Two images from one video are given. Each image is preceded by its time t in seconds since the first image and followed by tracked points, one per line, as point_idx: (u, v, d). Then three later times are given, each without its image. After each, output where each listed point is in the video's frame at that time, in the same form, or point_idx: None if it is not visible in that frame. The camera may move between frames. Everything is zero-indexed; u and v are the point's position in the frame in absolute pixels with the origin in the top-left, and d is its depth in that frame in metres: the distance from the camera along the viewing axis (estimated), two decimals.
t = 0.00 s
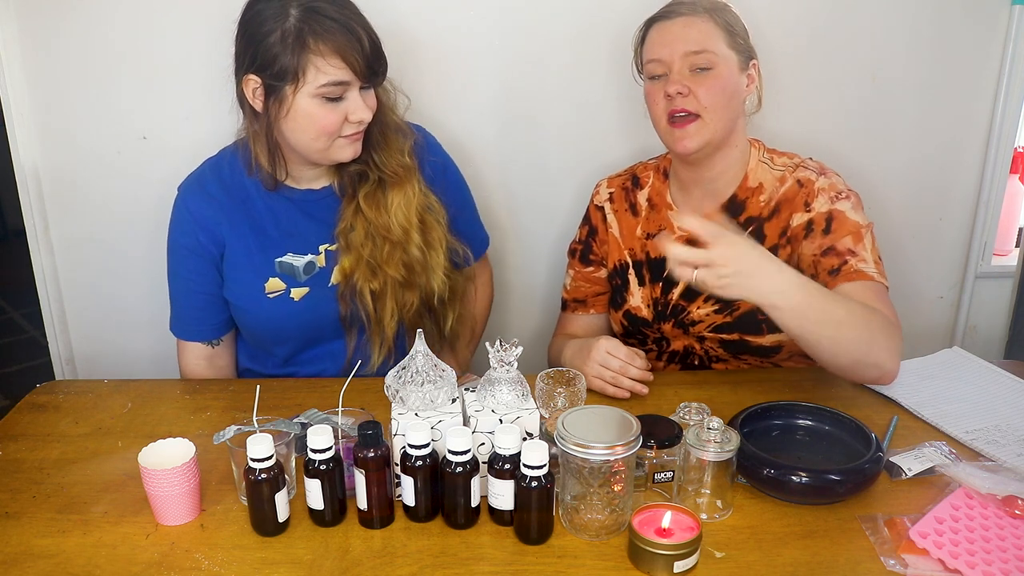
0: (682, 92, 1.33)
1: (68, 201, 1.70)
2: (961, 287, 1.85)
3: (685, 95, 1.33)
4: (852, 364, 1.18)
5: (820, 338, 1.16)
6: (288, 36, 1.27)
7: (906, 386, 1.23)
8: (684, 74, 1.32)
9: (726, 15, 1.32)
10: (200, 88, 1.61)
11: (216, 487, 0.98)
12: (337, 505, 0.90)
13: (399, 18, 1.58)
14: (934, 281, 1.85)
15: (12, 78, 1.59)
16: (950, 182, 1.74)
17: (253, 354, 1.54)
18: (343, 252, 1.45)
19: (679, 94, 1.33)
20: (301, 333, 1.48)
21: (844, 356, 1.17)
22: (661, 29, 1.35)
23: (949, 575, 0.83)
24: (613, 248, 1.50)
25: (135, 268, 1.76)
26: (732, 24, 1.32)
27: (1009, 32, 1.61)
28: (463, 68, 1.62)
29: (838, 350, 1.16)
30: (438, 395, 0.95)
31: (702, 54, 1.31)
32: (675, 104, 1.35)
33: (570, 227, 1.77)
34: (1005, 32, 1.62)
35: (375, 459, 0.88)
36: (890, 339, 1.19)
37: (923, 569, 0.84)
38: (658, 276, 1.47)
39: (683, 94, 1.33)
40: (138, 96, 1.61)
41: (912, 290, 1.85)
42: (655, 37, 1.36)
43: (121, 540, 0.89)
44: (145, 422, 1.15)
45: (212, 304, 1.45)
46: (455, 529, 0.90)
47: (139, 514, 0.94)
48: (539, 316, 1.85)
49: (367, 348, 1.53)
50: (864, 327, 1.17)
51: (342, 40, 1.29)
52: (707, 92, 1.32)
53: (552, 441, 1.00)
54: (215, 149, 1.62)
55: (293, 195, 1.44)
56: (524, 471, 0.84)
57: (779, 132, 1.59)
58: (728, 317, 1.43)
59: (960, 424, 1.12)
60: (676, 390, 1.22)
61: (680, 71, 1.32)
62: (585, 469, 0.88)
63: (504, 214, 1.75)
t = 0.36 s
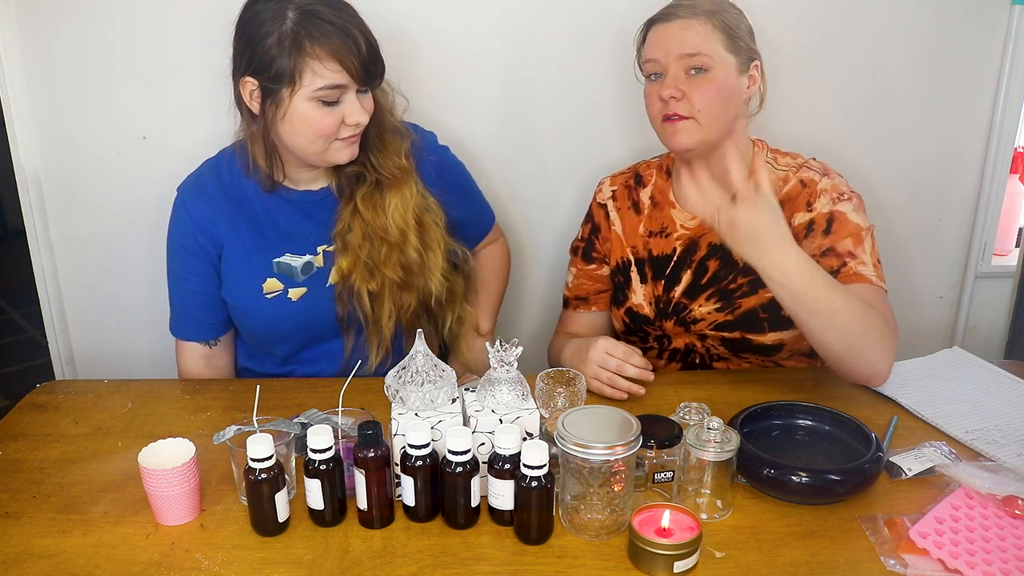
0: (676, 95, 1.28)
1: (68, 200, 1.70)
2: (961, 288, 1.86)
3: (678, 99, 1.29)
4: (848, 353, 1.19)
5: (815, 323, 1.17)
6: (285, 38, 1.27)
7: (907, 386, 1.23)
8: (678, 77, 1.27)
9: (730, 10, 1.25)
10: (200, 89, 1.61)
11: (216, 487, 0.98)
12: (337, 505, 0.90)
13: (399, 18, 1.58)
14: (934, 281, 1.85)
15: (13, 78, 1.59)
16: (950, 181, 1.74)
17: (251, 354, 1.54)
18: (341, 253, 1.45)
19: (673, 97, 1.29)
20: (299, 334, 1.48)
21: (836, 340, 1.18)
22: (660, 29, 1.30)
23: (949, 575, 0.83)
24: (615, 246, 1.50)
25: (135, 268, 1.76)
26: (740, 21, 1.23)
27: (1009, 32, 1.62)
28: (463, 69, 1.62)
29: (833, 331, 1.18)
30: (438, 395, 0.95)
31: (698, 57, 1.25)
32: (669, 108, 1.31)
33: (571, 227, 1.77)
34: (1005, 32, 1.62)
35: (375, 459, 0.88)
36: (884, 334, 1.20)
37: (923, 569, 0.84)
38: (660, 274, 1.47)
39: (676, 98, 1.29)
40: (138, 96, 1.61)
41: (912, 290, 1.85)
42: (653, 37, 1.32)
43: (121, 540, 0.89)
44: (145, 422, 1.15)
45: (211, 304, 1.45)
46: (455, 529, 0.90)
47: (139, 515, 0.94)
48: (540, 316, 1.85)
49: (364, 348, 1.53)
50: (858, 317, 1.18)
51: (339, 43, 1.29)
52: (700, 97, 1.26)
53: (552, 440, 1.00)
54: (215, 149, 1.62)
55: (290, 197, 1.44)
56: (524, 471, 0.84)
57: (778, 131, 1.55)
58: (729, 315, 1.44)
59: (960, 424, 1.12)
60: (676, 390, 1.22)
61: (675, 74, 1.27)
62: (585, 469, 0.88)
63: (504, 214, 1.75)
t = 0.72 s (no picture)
0: (685, 90, 1.35)
1: (67, 200, 1.70)
2: (961, 287, 1.84)
3: (688, 94, 1.35)
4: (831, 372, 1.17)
5: (797, 341, 1.15)
6: (281, 38, 1.28)
7: (907, 386, 1.23)
8: (689, 72, 1.35)
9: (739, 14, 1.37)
10: (199, 89, 1.61)
11: (215, 487, 0.98)
12: (337, 505, 0.90)
13: (399, 18, 1.58)
14: (934, 280, 1.84)
15: (13, 78, 1.59)
16: (950, 181, 1.74)
17: (252, 355, 1.54)
18: (338, 252, 1.45)
19: (683, 93, 1.35)
20: (299, 334, 1.48)
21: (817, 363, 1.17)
22: (671, 27, 1.38)
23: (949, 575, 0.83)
24: (615, 249, 1.49)
25: (134, 268, 1.76)
26: (748, 29, 1.37)
27: (1009, 32, 1.61)
28: (463, 68, 1.62)
29: (819, 351, 1.15)
30: (438, 395, 0.95)
31: (708, 53, 1.35)
32: (679, 102, 1.37)
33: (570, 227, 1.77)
34: (1005, 32, 1.62)
35: (375, 459, 0.88)
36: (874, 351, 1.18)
37: (923, 569, 0.84)
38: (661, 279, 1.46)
39: (687, 93, 1.35)
40: (138, 96, 1.61)
41: (912, 290, 1.84)
42: (664, 35, 1.40)
43: (121, 540, 0.89)
44: (145, 422, 1.15)
45: (210, 307, 1.45)
46: (455, 529, 0.90)
47: (139, 515, 0.94)
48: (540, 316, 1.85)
49: (364, 346, 1.52)
50: (844, 330, 1.16)
51: (334, 41, 1.29)
52: (710, 94, 1.34)
53: (552, 441, 1.00)
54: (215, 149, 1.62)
55: (288, 196, 1.44)
56: (524, 471, 0.84)
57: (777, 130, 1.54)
58: (729, 321, 1.44)
59: (960, 424, 1.12)
60: (676, 390, 1.22)
61: (686, 69, 1.35)
62: (585, 469, 0.88)
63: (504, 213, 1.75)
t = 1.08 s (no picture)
0: (701, 102, 1.32)
1: (68, 199, 1.69)
2: (961, 287, 1.84)
3: (704, 107, 1.32)
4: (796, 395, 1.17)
5: (734, 383, 1.17)
6: (275, 25, 1.28)
7: (907, 386, 1.23)
8: (705, 85, 1.31)
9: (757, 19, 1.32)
10: (199, 88, 1.61)
11: (216, 487, 0.98)
12: (337, 505, 0.90)
13: (398, 17, 1.58)
14: (934, 280, 1.84)
15: (13, 78, 1.59)
16: (950, 181, 1.74)
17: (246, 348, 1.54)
18: (325, 249, 1.45)
19: (698, 106, 1.32)
20: (287, 329, 1.48)
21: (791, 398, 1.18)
22: (685, 36, 1.33)
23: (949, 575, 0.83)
24: (621, 252, 1.49)
25: (134, 268, 1.76)
26: (766, 32, 1.32)
27: (1010, 32, 1.61)
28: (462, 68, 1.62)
29: (767, 392, 1.16)
30: (438, 395, 0.95)
31: (724, 66, 1.30)
32: (693, 116, 1.33)
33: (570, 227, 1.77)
34: (1005, 32, 1.62)
35: (375, 459, 0.88)
36: (831, 371, 1.18)
37: (923, 569, 0.84)
38: (664, 284, 1.46)
39: (701, 107, 1.32)
40: (138, 96, 1.61)
41: (912, 290, 1.84)
42: (678, 43, 1.34)
43: (121, 540, 0.89)
44: (145, 423, 1.15)
45: (206, 296, 1.46)
46: (456, 529, 0.90)
47: (139, 514, 0.94)
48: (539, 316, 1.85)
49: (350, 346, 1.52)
50: (770, 364, 1.19)
51: (327, 32, 1.29)
52: (726, 107, 1.31)
53: (552, 441, 1.00)
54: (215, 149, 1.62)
55: (282, 191, 1.45)
56: (524, 471, 0.84)
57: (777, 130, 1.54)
58: (729, 332, 1.43)
59: (960, 424, 1.12)
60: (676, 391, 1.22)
61: (701, 82, 1.31)
62: (585, 469, 0.88)
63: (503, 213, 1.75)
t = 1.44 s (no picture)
0: (709, 130, 1.27)
1: (67, 199, 1.69)
2: (961, 287, 1.84)
3: (711, 134, 1.27)
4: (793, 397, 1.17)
5: (733, 386, 1.17)
6: (339, 40, 1.21)
7: (906, 386, 1.23)
8: (716, 114, 1.25)
9: (798, 33, 1.22)
10: (199, 88, 1.61)
11: (216, 487, 0.98)
12: (337, 505, 0.90)
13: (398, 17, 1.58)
14: (933, 280, 1.84)
15: (13, 78, 1.59)
16: (950, 181, 1.74)
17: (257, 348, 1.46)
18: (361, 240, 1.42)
19: (706, 132, 1.27)
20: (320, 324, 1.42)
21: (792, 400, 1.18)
22: (706, 58, 1.24)
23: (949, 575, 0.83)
24: (636, 248, 1.45)
25: (134, 268, 1.76)
26: (800, 51, 1.22)
27: (1009, 32, 1.61)
28: (463, 69, 1.62)
29: (768, 393, 1.17)
30: (438, 395, 0.95)
31: (738, 99, 1.23)
32: (703, 139, 1.29)
33: (570, 227, 1.77)
34: (1005, 31, 1.62)
35: (375, 459, 0.88)
36: (834, 373, 1.17)
37: (923, 569, 0.84)
38: (676, 283, 1.43)
39: (710, 132, 1.27)
40: (138, 95, 1.61)
41: (912, 289, 1.84)
42: (700, 62, 1.26)
43: (121, 540, 0.89)
44: (145, 422, 1.15)
45: (223, 297, 1.33)
46: (456, 529, 0.90)
47: (139, 515, 0.94)
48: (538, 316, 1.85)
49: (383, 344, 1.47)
50: (773, 364, 1.20)
51: (390, 41, 1.23)
52: (733, 138, 1.26)
53: (552, 441, 1.00)
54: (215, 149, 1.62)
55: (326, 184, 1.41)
56: (524, 471, 0.84)
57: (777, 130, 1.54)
58: (740, 334, 1.40)
59: (960, 424, 1.12)
60: (676, 391, 1.22)
61: (712, 109, 1.25)
62: (585, 469, 0.88)
63: (503, 213, 1.75)
